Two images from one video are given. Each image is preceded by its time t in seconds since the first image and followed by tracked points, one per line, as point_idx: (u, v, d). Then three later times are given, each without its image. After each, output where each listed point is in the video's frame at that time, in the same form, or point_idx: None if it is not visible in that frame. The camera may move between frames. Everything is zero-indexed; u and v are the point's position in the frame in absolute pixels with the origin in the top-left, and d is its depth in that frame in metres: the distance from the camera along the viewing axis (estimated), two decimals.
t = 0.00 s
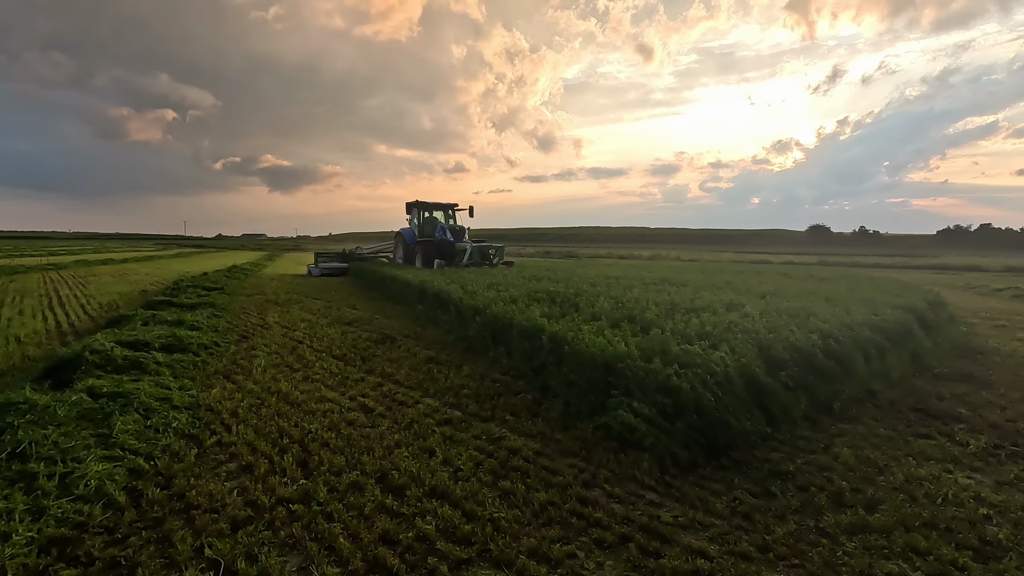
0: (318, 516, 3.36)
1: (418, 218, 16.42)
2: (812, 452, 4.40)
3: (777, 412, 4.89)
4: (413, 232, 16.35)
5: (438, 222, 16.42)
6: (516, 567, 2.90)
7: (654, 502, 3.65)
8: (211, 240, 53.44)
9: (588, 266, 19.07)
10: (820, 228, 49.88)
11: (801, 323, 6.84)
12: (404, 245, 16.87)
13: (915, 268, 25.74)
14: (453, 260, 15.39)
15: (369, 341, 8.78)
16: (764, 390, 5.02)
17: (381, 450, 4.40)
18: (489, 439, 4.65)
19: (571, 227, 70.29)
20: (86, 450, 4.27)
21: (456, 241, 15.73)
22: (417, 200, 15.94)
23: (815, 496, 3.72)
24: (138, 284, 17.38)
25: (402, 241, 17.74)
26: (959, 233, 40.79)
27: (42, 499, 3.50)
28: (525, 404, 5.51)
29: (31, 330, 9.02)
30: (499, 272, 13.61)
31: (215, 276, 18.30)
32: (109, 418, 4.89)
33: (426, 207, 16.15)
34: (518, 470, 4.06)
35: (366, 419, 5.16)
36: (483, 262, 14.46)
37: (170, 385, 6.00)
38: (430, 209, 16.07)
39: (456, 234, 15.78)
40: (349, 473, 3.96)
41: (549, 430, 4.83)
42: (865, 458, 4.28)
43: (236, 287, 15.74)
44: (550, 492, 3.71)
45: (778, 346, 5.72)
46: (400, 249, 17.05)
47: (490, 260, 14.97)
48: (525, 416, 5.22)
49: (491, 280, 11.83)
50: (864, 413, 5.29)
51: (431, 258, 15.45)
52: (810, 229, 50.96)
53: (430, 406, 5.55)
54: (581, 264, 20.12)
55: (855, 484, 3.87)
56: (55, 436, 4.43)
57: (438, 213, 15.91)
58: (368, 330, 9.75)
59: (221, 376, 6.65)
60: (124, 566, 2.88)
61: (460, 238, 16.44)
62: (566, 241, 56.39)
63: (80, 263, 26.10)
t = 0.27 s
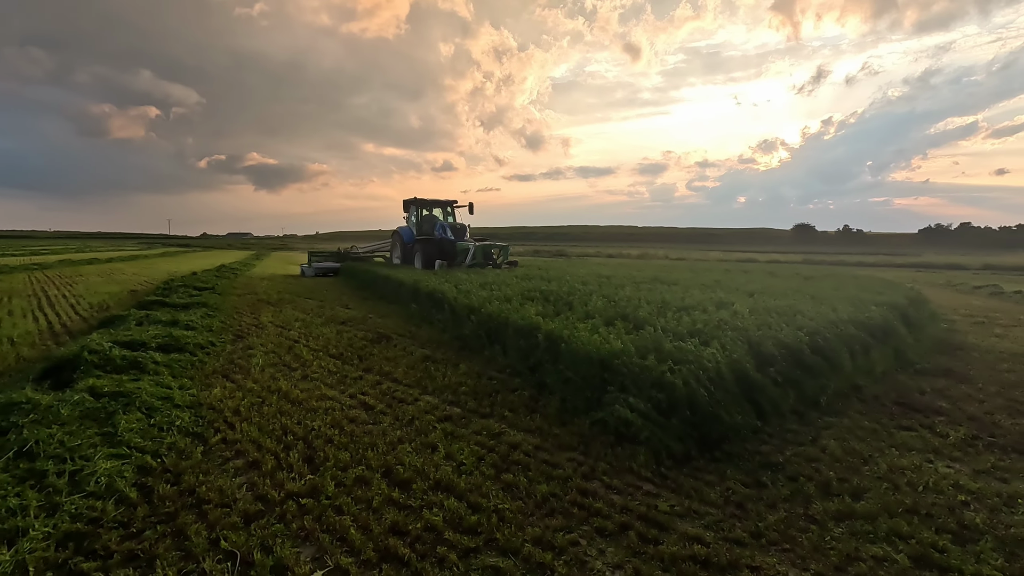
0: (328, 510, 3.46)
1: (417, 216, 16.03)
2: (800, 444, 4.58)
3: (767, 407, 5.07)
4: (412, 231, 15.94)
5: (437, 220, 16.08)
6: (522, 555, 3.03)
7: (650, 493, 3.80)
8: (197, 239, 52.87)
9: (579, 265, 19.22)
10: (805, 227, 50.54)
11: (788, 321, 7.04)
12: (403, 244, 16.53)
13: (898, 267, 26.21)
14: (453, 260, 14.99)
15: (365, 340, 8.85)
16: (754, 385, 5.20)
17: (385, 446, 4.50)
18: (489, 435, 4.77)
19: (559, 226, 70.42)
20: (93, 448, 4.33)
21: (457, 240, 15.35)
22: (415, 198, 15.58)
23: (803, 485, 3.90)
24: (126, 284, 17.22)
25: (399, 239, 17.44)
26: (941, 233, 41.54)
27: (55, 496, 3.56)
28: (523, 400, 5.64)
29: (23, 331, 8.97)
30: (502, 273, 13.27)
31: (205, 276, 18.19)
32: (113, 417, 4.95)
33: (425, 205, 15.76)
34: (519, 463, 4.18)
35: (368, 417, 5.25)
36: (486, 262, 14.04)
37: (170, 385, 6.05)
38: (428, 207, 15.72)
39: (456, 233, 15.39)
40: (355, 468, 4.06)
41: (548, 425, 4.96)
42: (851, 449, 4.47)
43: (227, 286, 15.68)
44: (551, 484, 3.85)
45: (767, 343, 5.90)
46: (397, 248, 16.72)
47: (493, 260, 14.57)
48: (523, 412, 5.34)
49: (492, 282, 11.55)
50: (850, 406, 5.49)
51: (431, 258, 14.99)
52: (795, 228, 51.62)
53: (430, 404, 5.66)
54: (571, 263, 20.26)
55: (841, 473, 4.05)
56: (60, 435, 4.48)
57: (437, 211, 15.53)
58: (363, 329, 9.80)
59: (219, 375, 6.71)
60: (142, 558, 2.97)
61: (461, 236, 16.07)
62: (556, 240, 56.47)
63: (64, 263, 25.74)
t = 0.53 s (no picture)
0: (338, 502, 3.53)
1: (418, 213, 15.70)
2: (795, 436, 4.71)
3: (762, 400, 5.20)
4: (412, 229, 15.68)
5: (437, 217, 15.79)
6: (532, 542, 3.12)
7: (652, 483, 3.91)
8: (185, 237, 52.40)
9: (572, 262, 19.34)
10: (793, 225, 51.05)
11: (781, 317, 7.20)
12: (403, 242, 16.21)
13: (885, 264, 26.59)
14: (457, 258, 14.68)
15: (362, 336, 8.90)
16: (749, 379, 5.33)
17: (390, 440, 4.58)
18: (492, 429, 4.86)
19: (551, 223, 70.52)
20: (100, 444, 4.37)
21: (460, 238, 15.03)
22: (416, 194, 15.25)
23: (799, 475, 4.03)
24: (117, 281, 17.10)
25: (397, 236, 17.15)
26: (927, 230, 42.13)
27: (67, 490, 3.60)
28: (523, 395, 5.73)
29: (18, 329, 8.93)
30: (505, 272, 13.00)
31: (197, 274, 18.10)
32: (117, 413, 4.98)
33: (424, 201, 15.45)
34: (523, 456, 4.28)
35: (371, 412, 5.32)
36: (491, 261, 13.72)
37: (172, 381, 6.08)
38: (429, 203, 15.41)
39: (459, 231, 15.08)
40: (363, 462, 4.14)
41: (549, 419, 5.06)
42: (844, 440, 4.61)
43: (220, 284, 15.60)
44: (555, 475, 3.95)
45: (761, 338, 6.05)
46: (397, 246, 16.42)
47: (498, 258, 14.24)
48: (525, 407, 5.43)
49: (496, 281, 11.33)
50: (841, 400, 5.64)
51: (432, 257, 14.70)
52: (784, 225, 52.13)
53: (431, 399, 5.74)
54: (564, 261, 20.39)
55: (835, 463, 4.19)
56: (66, 432, 4.51)
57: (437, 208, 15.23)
58: (360, 326, 9.83)
59: (220, 372, 6.73)
60: (159, 549, 3.02)
61: (464, 234, 15.77)
62: (548, 237, 56.50)
63: (52, 260, 25.45)
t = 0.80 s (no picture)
0: (350, 495, 3.59)
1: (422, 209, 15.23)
2: (792, 429, 4.83)
3: (760, 394, 5.31)
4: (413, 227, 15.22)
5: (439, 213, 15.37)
6: (542, 532, 3.20)
7: (655, 475, 4.00)
8: (173, 234, 51.90)
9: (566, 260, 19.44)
10: (783, 223, 51.51)
11: (776, 313, 7.32)
12: (405, 239, 15.75)
13: (873, 261, 26.94)
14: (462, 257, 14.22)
15: (361, 334, 8.92)
16: (746, 373, 5.45)
17: (396, 435, 4.63)
18: (496, 423, 4.93)
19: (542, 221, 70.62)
20: (108, 440, 4.39)
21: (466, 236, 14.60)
22: (418, 189, 14.81)
23: (797, 466, 4.14)
24: (108, 279, 16.95)
25: (398, 232, 16.78)
26: (914, 228, 42.67)
27: (79, 486, 3.63)
28: (525, 390, 5.81)
29: (12, 327, 8.86)
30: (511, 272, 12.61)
31: (189, 272, 17.98)
32: (122, 410, 5.00)
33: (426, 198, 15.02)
34: (528, 450, 4.35)
35: (375, 408, 5.37)
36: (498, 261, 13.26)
37: (174, 379, 6.09)
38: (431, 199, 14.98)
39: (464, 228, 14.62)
40: (371, 456, 4.19)
41: (552, 414, 5.13)
42: (839, 433, 4.73)
43: (213, 282, 15.50)
44: (561, 468, 4.03)
45: (758, 333, 6.16)
46: (398, 244, 15.99)
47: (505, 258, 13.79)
48: (527, 402, 5.50)
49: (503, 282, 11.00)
50: (835, 394, 5.78)
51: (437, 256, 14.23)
52: (773, 223, 52.59)
53: (434, 394, 5.79)
54: (558, 258, 20.48)
55: (831, 455, 4.31)
56: (73, 429, 4.52)
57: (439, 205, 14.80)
58: (358, 324, 9.83)
59: (221, 369, 6.73)
60: (176, 542, 3.06)
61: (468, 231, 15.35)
62: (540, 235, 56.54)
63: (39, 258, 25.12)
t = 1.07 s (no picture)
0: (358, 487, 3.64)
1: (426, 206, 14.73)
2: (787, 421, 4.94)
3: (755, 388, 5.43)
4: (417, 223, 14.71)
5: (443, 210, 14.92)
6: (549, 521, 3.28)
7: (656, 466, 4.09)
8: (162, 232, 51.37)
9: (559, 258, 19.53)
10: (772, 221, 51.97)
11: (769, 309, 7.45)
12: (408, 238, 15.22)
13: (861, 259, 27.27)
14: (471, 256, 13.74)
15: (358, 331, 8.95)
16: (742, 368, 5.56)
17: (400, 429, 4.68)
18: (499, 417, 5.00)
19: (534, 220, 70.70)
20: (113, 436, 4.41)
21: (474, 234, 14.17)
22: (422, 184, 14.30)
23: (794, 456, 4.25)
24: (99, 277, 16.80)
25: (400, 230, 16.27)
26: (900, 226, 43.21)
27: (88, 480, 3.65)
28: (525, 385, 5.88)
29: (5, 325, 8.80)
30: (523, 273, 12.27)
31: (181, 270, 17.86)
32: (125, 407, 5.01)
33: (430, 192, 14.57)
34: (531, 443, 4.43)
35: (377, 403, 5.42)
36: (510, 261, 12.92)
37: (174, 376, 6.10)
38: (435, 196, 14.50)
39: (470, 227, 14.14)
40: (377, 450, 4.24)
41: (553, 408, 5.21)
42: (833, 425, 4.85)
43: (206, 279, 15.40)
44: (565, 460, 4.11)
45: (753, 329, 6.28)
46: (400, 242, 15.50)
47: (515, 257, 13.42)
48: (528, 397, 5.57)
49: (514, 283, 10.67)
50: (828, 387, 5.91)
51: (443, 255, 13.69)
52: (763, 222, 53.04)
53: (435, 390, 5.85)
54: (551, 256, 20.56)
55: (826, 446, 4.42)
56: (77, 425, 4.53)
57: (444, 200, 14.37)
58: (354, 321, 9.84)
59: (220, 366, 6.75)
60: (190, 533, 3.10)
61: (475, 230, 14.89)
62: (532, 233, 56.61)
63: (25, 256, 24.79)
